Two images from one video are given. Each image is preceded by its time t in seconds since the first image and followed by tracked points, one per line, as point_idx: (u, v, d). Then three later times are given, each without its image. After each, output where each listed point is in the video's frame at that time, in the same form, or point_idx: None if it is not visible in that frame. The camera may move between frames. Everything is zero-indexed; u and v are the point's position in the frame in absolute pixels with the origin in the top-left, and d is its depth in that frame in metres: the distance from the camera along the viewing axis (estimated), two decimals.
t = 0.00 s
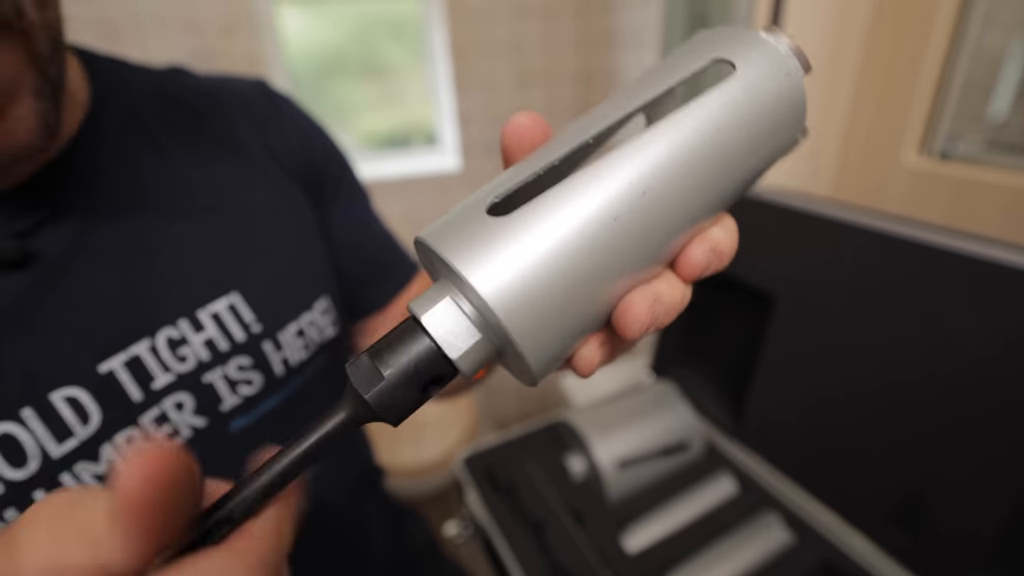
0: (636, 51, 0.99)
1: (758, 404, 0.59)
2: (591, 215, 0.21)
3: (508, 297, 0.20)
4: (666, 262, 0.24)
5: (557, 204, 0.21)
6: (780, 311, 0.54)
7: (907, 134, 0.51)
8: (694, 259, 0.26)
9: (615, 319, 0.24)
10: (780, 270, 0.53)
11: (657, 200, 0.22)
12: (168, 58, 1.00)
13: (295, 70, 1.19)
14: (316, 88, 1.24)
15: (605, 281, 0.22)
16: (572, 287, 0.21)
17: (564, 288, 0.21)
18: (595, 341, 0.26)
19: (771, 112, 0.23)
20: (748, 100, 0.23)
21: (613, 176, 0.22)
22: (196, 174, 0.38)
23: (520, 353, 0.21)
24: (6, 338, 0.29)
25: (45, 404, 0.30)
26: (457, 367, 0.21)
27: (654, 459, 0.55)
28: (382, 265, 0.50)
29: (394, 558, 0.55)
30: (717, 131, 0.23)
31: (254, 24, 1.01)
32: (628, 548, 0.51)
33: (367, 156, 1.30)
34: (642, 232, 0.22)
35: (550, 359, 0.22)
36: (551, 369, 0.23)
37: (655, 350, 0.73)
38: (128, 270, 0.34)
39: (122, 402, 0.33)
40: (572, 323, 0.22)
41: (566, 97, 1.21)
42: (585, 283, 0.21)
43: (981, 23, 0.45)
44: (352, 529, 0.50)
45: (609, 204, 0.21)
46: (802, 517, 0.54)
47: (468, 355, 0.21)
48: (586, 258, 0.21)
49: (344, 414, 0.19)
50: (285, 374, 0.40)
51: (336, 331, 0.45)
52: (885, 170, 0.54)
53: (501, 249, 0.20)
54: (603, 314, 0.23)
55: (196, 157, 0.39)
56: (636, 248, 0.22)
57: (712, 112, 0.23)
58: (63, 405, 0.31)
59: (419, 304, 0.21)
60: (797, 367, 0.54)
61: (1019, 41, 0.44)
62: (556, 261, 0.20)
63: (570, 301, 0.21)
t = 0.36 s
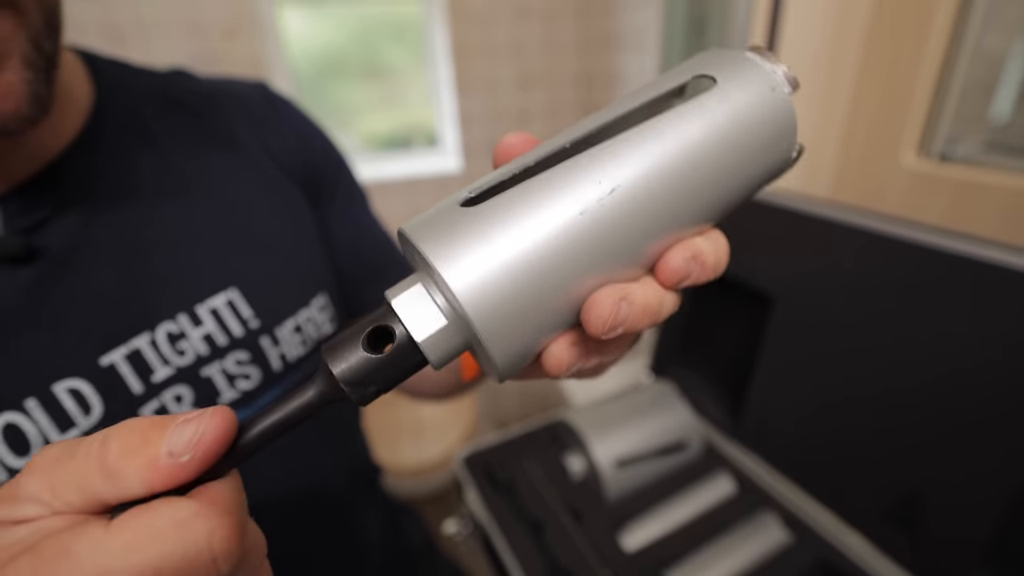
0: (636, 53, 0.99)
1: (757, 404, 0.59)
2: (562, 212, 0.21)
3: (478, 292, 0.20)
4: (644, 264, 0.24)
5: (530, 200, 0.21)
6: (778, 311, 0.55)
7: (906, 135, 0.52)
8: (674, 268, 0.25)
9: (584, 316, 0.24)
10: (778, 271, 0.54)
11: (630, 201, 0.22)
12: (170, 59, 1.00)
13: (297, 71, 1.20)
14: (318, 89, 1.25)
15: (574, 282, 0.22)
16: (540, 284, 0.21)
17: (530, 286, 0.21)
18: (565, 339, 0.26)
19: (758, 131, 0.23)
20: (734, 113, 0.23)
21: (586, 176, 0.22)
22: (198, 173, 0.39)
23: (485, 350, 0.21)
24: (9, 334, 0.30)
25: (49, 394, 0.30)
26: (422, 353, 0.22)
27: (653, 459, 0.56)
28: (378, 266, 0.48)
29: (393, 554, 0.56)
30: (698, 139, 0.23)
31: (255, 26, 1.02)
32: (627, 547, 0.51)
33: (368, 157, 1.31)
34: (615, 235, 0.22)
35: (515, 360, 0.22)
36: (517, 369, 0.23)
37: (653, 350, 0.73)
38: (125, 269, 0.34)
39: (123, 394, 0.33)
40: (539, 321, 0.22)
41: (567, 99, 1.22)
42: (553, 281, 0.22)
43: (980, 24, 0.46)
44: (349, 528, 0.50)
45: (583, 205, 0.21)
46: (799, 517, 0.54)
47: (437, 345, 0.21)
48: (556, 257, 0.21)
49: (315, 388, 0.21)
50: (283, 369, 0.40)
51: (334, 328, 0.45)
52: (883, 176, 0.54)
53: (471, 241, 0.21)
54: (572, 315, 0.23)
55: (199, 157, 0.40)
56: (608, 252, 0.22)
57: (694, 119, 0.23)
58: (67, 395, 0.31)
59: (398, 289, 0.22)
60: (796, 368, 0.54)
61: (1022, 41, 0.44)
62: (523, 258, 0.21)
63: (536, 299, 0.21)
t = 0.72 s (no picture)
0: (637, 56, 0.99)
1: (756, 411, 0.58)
2: (504, 152, 0.21)
3: (430, 232, 0.20)
4: (592, 180, 0.24)
5: (469, 145, 0.22)
6: (776, 315, 0.55)
7: (908, 141, 0.52)
8: (635, 178, 0.24)
9: (537, 231, 0.23)
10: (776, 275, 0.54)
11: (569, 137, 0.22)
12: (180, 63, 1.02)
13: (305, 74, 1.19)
14: (323, 90, 1.23)
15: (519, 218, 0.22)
16: (485, 220, 0.21)
17: (474, 221, 0.21)
18: (523, 261, 0.23)
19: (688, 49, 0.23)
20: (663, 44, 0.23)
21: (523, 120, 0.22)
22: (199, 175, 0.40)
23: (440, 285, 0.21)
24: (15, 326, 0.31)
25: (50, 379, 0.32)
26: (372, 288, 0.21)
27: (650, 461, 0.56)
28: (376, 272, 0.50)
29: (391, 553, 0.56)
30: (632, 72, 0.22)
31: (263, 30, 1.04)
32: (622, 548, 0.52)
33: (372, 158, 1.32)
34: (562, 159, 0.22)
35: (475, 293, 0.22)
36: (482, 303, 0.23)
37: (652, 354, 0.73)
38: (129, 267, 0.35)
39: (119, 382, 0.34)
40: (487, 256, 0.22)
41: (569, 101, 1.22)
42: (500, 215, 0.22)
43: (984, 30, 0.45)
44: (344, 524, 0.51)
45: (525, 141, 0.22)
46: (797, 523, 0.55)
47: (393, 279, 0.21)
48: (500, 193, 0.21)
49: (278, 347, 0.22)
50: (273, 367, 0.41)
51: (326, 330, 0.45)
52: (886, 171, 0.54)
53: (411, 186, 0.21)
54: (523, 239, 0.23)
55: (201, 159, 0.41)
56: (555, 178, 0.22)
57: (623, 55, 0.23)
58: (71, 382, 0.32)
59: (348, 244, 0.22)
60: (794, 372, 0.54)
61: None
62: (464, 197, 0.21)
63: (483, 236, 0.21)
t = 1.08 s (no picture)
0: (662, 63, 0.97)
1: (788, 414, 0.58)
2: (625, 170, 0.28)
3: (573, 215, 0.26)
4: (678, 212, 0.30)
5: (602, 162, 0.28)
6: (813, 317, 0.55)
7: (949, 146, 0.51)
8: (706, 216, 0.30)
9: (636, 235, 0.28)
10: (815, 277, 0.54)
11: (660, 161, 0.29)
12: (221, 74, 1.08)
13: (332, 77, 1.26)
14: (352, 95, 1.29)
15: (634, 223, 0.28)
16: (613, 222, 0.27)
17: (603, 223, 0.27)
18: (626, 265, 0.28)
19: (749, 123, 0.32)
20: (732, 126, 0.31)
21: (640, 155, 0.29)
22: (272, 182, 0.42)
23: (570, 277, 0.27)
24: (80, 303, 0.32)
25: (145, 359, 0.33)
26: (516, 274, 0.26)
27: (681, 461, 0.56)
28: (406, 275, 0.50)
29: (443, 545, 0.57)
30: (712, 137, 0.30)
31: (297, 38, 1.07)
32: (655, 548, 0.51)
33: (396, 162, 1.35)
34: (663, 182, 0.29)
35: (586, 287, 0.28)
36: (584, 291, 0.28)
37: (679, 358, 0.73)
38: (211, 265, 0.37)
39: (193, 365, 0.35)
40: (603, 253, 0.27)
41: (593, 107, 1.22)
42: (614, 208, 0.27)
43: None
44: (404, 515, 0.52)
45: (638, 163, 0.28)
46: (833, 529, 0.53)
47: (532, 255, 0.26)
48: (620, 200, 0.27)
49: (434, 293, 0.25)
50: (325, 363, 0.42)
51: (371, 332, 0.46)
52: (925, 171, 0.54)
53: (554, 181, 0.27)
54: (630, 244, 0.28)
55: (272, 167, 0.43)
56: (656, 193, 0.29)
57: (703, 124, 0.31)
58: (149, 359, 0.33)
59: (489, 224, 0.27)
60: (831, 374, 0.53)
61: None
62: (602, 202, 0.27)
63: (608, 233, 0.27)
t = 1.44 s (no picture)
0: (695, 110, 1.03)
1: (853, 451, 0.60)
2: (714, 214, 0.37)
3: (682, 249, 0.34)
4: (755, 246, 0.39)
5: (699, 208, 0.37)
6: (877, 358, 0.57)
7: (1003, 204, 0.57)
8: (778, 246, 0.39)
9: (726, 261, 0.37)
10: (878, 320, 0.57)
11: (738, 206, 0.37)
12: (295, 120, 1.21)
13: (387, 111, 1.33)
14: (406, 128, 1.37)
15: (725, 255, 0.37)
16: (712, 255, 0.36)
17: (703, 255, 0.35)
18: (719, 284, 0.37)
19: (804, 175, 0.41)
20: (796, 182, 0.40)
21: (727, 202, 0.37)
22: (431, 210, 0.53)
23: (679, 296, 0.36)
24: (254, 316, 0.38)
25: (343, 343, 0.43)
26: (642, 291, 0.35)
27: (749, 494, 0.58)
28: (518, 301, 0.60)
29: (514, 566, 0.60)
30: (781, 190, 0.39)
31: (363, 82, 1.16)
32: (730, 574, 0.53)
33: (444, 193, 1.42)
34: (742, 221, 0.37)
35: (687, 303, 0.37)
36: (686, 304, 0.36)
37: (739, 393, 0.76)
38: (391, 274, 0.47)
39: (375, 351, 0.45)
40: (703, 278, 0.36)
41: (635, 147, 1.29)
42: (709, 241, 0.36)
43: None
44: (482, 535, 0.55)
45: (723, 208, 0.37)
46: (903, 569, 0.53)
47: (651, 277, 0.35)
48: (712, 237, 0.36)
49: (586, 305, 0.33)
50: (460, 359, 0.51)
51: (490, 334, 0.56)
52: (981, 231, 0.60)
53: (663, 225, 0.35)
54: (720, 270, 0.37)
55: (424, 198, 0.53)
56: (738, 231, 0.37)
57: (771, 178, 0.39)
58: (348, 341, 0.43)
59: (616, 257, 0.36)
60: (895, 413, 0.55)
61: None
62: (704, 241, 0.35)
63: (708, 263, 0.36)
